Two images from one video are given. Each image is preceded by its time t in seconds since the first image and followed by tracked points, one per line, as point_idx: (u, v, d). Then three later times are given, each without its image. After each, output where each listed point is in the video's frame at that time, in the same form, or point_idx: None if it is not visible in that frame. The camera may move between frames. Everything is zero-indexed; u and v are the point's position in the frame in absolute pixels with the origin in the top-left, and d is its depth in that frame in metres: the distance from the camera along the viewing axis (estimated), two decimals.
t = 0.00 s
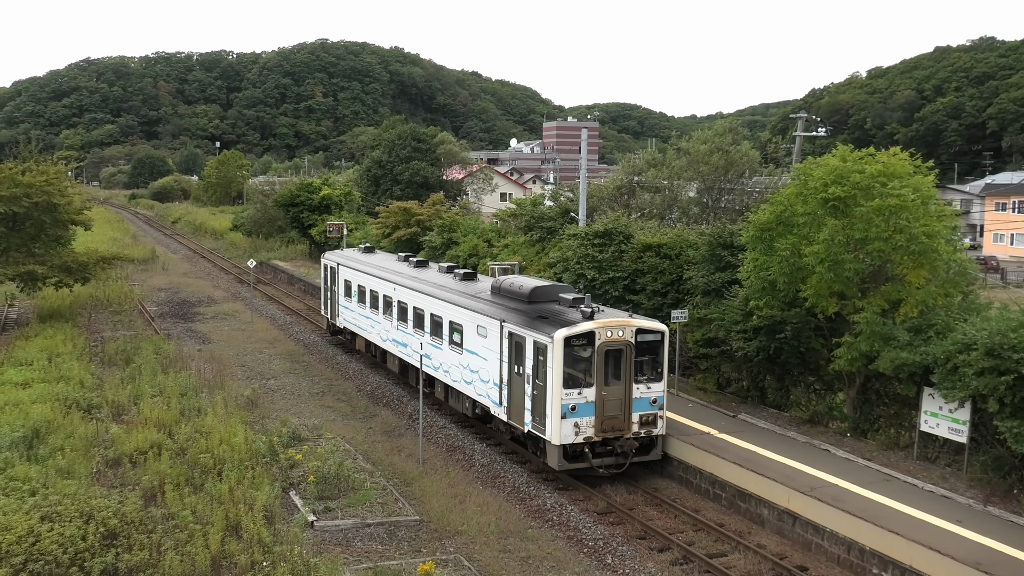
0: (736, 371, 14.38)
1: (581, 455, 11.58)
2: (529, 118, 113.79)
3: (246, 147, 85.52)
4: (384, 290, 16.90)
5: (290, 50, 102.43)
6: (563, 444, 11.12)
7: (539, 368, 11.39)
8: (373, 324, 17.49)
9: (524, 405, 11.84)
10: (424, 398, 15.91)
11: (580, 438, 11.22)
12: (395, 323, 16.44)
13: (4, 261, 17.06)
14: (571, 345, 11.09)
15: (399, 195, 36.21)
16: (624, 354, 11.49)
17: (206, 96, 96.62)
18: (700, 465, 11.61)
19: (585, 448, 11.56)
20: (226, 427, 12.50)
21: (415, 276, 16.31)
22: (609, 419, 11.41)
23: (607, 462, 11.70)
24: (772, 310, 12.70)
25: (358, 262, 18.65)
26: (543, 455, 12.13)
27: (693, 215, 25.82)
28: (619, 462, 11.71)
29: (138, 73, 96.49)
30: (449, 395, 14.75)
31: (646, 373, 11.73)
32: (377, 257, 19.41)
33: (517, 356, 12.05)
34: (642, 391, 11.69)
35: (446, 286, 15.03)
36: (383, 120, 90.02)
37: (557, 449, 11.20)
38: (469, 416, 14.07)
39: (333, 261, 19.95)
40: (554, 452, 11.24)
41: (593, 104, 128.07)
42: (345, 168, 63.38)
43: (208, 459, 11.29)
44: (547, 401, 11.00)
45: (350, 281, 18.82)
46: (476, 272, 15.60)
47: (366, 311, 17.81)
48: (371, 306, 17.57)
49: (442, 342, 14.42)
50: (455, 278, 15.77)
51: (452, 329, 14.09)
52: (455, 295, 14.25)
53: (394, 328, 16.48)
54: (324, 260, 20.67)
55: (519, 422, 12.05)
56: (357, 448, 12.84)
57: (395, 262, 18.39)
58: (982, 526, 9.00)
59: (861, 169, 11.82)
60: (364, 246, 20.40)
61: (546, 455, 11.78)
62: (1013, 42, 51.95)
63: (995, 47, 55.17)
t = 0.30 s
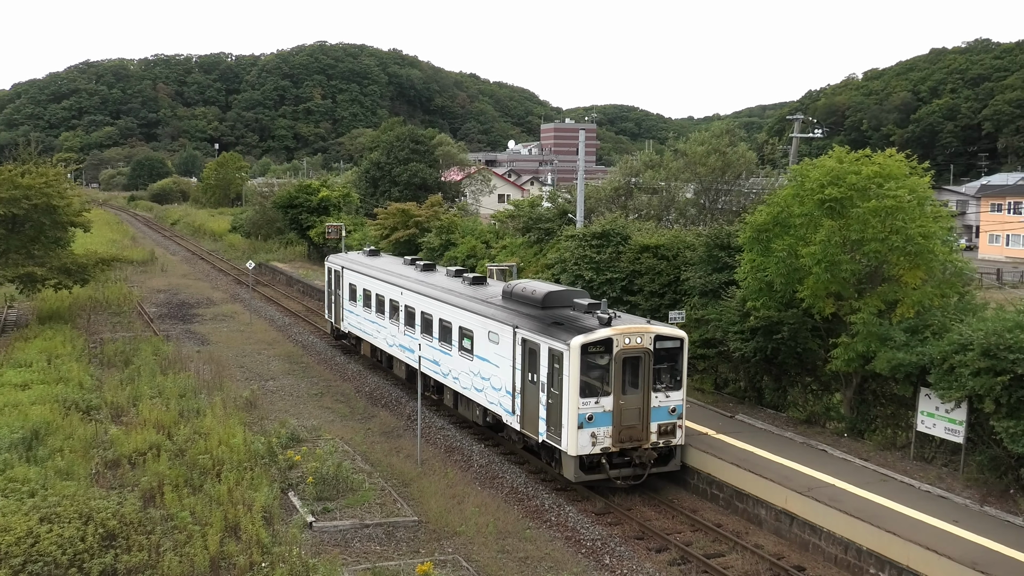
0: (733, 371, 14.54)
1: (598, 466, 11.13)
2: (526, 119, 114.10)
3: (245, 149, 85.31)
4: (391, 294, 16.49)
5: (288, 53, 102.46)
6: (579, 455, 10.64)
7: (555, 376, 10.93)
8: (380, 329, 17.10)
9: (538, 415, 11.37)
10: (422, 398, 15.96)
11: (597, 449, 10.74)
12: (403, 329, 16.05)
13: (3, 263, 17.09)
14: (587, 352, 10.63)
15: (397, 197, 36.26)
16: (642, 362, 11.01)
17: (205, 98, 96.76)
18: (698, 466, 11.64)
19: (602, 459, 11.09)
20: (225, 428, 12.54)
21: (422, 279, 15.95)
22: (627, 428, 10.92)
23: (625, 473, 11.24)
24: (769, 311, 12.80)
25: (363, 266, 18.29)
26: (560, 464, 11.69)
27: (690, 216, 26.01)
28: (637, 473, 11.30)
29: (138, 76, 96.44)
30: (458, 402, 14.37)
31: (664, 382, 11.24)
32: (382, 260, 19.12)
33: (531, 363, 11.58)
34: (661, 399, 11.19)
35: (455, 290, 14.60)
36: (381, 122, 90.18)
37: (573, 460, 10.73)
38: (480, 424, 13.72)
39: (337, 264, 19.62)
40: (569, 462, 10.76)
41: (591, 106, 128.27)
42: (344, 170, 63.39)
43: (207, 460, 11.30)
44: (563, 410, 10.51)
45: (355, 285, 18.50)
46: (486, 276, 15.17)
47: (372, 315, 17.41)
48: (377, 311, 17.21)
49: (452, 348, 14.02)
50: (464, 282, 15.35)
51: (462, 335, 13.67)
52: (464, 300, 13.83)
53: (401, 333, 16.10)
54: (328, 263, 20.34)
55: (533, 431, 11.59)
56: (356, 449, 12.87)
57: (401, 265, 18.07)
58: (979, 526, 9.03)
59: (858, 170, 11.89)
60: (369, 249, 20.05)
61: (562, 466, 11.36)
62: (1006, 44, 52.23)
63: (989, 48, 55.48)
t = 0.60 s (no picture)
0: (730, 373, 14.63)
1: (614, 478, 10.65)
2: (523, 121, 114.29)
3: (242, 150, 85.32)
4: (396, 298, 16.08)
5: (285, 54, 102.48)
6: (595, 467, 10.15)
7: (569, 385, 10.43)
8: (384, 334, 16.70)
9: (552, 424, 10.90)
10: (419, 400, 15.95)
11: (614, 461, 10.23)
12: (408, 334, 15.65)
13: None
14: (604, 360, 10.14)
15: (394, 198, 36.20)
16: (660, 370, 10.47)
17: (202, 99, 96.74)
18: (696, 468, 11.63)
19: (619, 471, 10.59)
20: (221, 429, 12.52)
21: (427, 283, 15.57)
22: (644, 439, 10.41)
23: (643, 486, 10.66)
24: (765, 312, 12.82)
25: (365, 269, 17.92)
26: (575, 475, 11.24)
27: (686, 217, 26.08)
28: (655, 485, 10.81)
29: (134, 78, 96.31)
30: (467, 410, 13.99)
31: (683, 391, 10.72)
32: (384, 263, 18.82)
33: (544, 371, 11.10)
34: (680, 409, 10.66)
35: (463, 295, 14.18)
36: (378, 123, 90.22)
37: (589, 472, 10.22)
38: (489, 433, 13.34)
39: (340, 267, 19.26)
40: (585, 475, 10.26)
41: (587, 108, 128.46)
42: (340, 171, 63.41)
43: (203, 461, 11.28)
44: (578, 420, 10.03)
45: (358, 288, 18.13)
46: (494, 280, 14.73)
47: (376, 319, 17.03)
48: (382, 315, 16.81)
49: (459, 354, 13.58)
50: (472, 286, 14.93)
51: (470, 341, 13.24)
52: (473, 304, 13.41)
53: (406, 338, 15.70)
54: (330, 266, 20.04)
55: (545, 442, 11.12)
56: (353, 450, 12.86)
57: (405, 268, 17.72)
58: (974, 527, 9.02)
59: (854, 171, 11.90)
60: (372, 251, 19.70)
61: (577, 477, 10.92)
62: (1001, 46, 52.47)
63: (983, 50, 55.69)
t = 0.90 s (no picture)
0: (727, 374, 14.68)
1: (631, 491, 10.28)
2: (520, 122, 114.39)
3: (239, 151, 85.33)
4: (402, 302, 15.76)
5: (282, 55, 102.53)
6: (612, 479, 9.70)
7: (585, 394, 10.04)
8: (388, 339, 16.40)
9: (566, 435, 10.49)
10: (416, 401, 15.95)
11: (631, 473, 9.80)
12: (414, 339, 15.34)
13: None
14: (621, 368, 9.72)
15: (391, 199, 36.01)
16: (679, 378, 10.04)
17: (199, 99, 96.71)
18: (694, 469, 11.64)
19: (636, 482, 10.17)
20: (218, 430, 12.51)
21: (433, 287, 15.26)
22: (662, 450, 9.96)
23: (661, 498, 10.29)
24: (762, 314, 12.85)
25: (369, 272, 17.63)
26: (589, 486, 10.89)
27: (683, 219, 26.14)
28: (673, 498, 10.44)
29: (132, 78, 96.31)
30: (476, 418, 13.74)
31: (702, 400, 10.29)
32: (387, 266, 18.55)
33: (558, 379, 10.75)
34: (699, 419, 10.21)
35: (471, 299, 13.84)
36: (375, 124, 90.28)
37: (606, 485, 9.78)
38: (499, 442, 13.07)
39: (342, 270, 18.99)
40: (601, 487, 9.87)
41: (585, 109, 128.62)
42: (337, 172, 63.42)
43: (200, 462, 11.26)
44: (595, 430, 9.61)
45: (361, 291, 17.85)
46: (503, 284, 14.39)
47: (380, 324, 16.75)
48: (386, 320, 16.49)
49: (468, 360, 13.24)
50: (480, 290, 14.60)
51: (480, 347, 12.89)
52: (481, 310, 13.06)
53: (412, 344, 15.40)
54: (331, 269, 19.74)
55: (559, 452, 10.76)
56: (349, 452, 12.85)
57: (409, 271, 17.43)
58: (970, 529, 9.03)
59: (850, 173, 11.91)
60: (375, 254, 19.43)
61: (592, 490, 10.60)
62: (997, 48, 52.65)
63: (980, 52, 55.76)
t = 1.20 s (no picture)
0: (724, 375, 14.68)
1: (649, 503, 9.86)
2: (518, 122, 114.43)
3: (236, 151, 85.25)
4: (407, 306, 15.40)
5: (280, 55, 102.46)
6: (630, 491, 9.33)
7: (602, 402, 9.65)
8: (393, 343, 16.06)
9: (581, 445, 10.09)
10: (412, 401, 15.93)
11: (650, 484, 9.43)
12: (420, 344, 14.98)
13: None
14: (641, 376, 9.34)
15: (388, 199, 36.00)
16: (699, 386, 9.69)
17: (196, 99, 96.60)
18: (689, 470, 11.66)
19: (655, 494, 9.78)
20: (215, 430, 12.49)
21: (440, 291, 14.92)
22: (682, 461, 9.61)
23: (680, 511, 9.87)
24: (759, 315, 12.86)
25: (373, 275, 17.31)
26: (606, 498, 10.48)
27: (681, 220, 26.15)
28: (693, 510, 10.01)
29: (128, 78, 96.12)
30: (484, 425, 13.34)
31: (722, 409, 9.94)
32: (391, 268, 18.29)
33: (572, 387, 10.33)
34: (719, 428, 9.87)
35: (479, 303, 13.44)
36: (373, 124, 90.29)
37: (623, 497, 9.41)
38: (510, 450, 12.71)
39: (345, 272, 18.68)
40: (619, 499, 9.46)
41: (582, 110, 128.72)
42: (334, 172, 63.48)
43: (196, 463, 11.23)
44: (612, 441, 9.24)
45: (364, 294, 17.53)
46: (512, 287, 14.00)
47: (384, 328, 16.40)
48: (391, 324, 16.13)
49: (477, 366, 12.82)
50: (488, 294, 14.24)
51: (488, 353, 12.48)
52: (490, 314, 12.68)
53: (418, 349, 15.05)
54: (335, 271, 19.44)
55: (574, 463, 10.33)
56: (346, 452, 12.85)
57: (415, 275, 17.12)
58: (966, 528, 9.07)
59: (848, 174, 11.94)
60: (379, 255, 19.13)
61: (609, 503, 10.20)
62: (993, 49, 52.80)
63: (976, 54, 55.88)
